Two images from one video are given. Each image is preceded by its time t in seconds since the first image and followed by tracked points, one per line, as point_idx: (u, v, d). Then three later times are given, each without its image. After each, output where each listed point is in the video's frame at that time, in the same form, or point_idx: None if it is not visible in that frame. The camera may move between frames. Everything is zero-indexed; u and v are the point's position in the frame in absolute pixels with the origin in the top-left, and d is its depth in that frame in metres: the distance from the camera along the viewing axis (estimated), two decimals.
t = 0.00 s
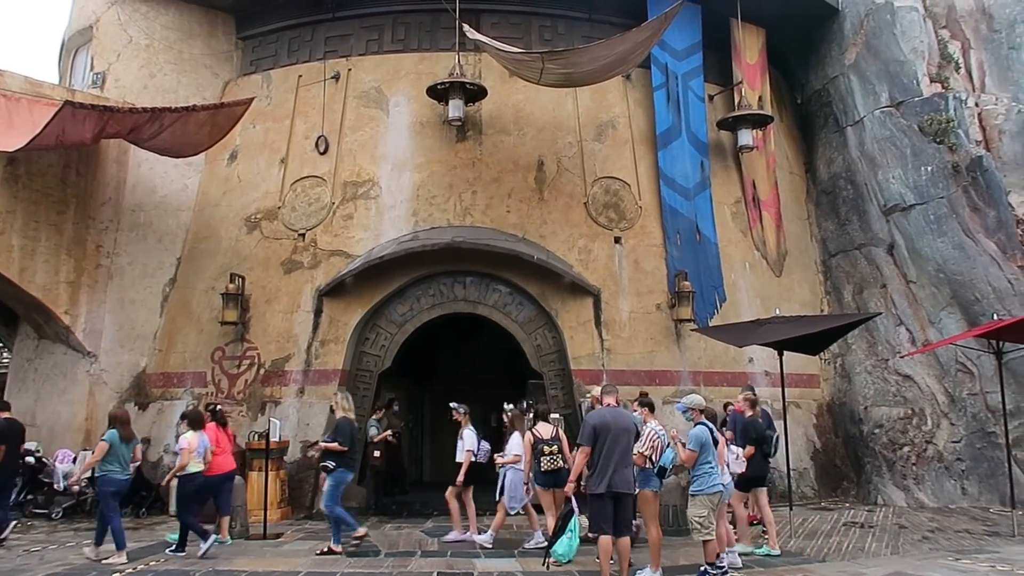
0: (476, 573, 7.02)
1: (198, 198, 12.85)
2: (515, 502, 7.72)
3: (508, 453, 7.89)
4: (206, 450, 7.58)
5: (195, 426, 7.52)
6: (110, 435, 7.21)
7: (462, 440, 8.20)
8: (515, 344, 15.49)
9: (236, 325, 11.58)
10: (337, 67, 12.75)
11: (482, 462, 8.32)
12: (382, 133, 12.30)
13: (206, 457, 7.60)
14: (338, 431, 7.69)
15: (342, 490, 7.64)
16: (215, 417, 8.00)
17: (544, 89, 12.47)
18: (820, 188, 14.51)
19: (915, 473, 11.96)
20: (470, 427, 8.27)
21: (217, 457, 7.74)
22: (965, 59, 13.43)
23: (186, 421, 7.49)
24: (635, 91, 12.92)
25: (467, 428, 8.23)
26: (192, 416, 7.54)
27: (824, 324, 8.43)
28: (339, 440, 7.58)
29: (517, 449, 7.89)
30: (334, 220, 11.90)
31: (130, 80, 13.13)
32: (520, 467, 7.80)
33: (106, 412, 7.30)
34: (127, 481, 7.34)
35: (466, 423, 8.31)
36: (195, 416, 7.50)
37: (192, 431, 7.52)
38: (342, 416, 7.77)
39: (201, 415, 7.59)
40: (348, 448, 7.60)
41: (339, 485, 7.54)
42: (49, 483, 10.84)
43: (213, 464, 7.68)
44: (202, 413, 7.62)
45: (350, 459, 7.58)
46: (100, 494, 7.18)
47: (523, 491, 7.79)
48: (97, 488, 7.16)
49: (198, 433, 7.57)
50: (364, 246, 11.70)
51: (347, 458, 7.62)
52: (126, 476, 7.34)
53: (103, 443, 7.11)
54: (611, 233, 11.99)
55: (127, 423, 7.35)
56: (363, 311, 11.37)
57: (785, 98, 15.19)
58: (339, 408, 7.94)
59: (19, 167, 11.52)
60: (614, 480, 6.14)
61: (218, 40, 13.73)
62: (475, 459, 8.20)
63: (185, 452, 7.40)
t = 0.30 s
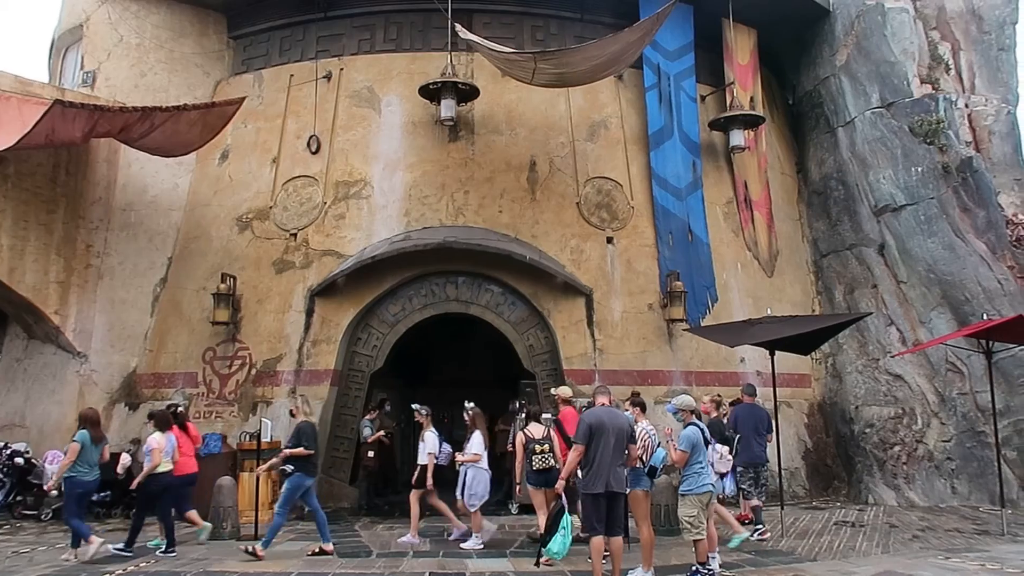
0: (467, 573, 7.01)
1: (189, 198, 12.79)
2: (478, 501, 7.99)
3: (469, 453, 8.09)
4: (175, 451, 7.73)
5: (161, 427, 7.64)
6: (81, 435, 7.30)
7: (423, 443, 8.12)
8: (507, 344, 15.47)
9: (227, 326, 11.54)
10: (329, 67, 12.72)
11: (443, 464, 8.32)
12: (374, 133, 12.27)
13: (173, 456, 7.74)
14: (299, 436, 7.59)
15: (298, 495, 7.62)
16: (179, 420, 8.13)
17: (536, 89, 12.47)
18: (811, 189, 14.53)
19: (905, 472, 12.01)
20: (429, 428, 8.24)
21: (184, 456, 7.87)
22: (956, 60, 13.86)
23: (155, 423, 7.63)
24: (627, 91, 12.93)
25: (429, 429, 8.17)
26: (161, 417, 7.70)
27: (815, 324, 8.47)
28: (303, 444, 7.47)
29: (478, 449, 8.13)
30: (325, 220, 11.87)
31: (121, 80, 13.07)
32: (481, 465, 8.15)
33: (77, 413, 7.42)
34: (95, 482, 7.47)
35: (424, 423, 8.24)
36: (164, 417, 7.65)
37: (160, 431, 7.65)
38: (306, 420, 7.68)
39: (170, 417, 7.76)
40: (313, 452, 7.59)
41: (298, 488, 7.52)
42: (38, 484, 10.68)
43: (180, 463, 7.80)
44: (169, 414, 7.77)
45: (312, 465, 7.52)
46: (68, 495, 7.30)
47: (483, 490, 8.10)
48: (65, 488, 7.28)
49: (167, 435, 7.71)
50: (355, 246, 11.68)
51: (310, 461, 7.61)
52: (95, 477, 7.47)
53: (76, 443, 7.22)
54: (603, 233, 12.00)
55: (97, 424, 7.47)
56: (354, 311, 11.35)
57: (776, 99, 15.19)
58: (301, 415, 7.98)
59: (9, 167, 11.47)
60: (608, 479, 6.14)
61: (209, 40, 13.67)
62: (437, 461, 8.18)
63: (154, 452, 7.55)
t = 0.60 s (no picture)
0: (459, 573, 7.00)
1: (180, 197, 12.73)
2: (447, 501, 7.95)
3: (432, 453, 8.07)
4: (138, 452, 7.76)
5: (124, 428, 7.67)
6: (52, 436, 7.29)
7: (388, 440, 8.20)
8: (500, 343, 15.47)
9: (218, 325, 11.49)
10: (320, 66, 12.69)
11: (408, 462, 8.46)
12: (365, 132, 12.25)
13: (136, 457, 7.79)
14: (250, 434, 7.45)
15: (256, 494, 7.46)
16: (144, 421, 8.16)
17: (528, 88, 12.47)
18: (802, 188, 14.56)
19: (896, 470, 12.06)
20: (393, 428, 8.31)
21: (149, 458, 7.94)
22: (944, 61, 13.91)
23: (119, 423, 7.64)
24: (619, 91, 12.95)
25: (393, 428, 8.23)
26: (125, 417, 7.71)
27: (807, 323, 8.49)
28: (253, 442, 7.33)
29: (441, 450, 8.08)
30: (317, 220, 11.84)
31: (111, 79, 13.01)
32: (443, 467, 8.08)
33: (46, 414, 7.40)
34: (65, 484, 7.42)
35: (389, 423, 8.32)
36: (128, 418, 7.66)
37: (122, 433, 7.68)
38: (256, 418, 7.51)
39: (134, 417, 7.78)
40: (264, 451, 7.41)
41: (252, 487, 7.34)
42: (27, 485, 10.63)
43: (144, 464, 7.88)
44: (134, 415, 7.79)
45: (266, 462, 7.37)
46: (37, 497, 7.23)
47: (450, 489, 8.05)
48: (35, 490, 7.21)
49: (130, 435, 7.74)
50: (347, 245, 11.65)
51: (262, 460, 7.42)
52: (63, 479, 7.40)
53: (48, 444, 7.20)
54: (596, 232, 12.01)
55: (66, 426, 7.47)
56: (346, 311, 11.32)
57: (767, 99, 15.22)
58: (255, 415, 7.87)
59: None
60: (600, 478, 6.15)
61: (200, 39, 13.62)
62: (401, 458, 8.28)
63: (115, 453, 7.56)
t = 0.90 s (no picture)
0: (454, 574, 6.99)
1: (174, 198, 12.70)
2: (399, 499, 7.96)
3: (392, 451, 7.97)
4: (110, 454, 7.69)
5: (97, 429, 7.61)
6: (15, 440, 7.25)
7: (348, 443, 8.18)
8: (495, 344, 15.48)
9: (212, 326, 11.46)
10: (315, 66, 12.67)
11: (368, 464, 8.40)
12: (360, 133, 12.24)
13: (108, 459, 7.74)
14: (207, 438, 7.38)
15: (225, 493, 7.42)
16: (118, 424, 8.19)
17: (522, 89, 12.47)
18: (796, 188, 14.59)
19: (889, 469, 12.10)
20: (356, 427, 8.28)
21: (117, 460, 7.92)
22: (937, 61, 14.02)
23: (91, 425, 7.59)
24: (613, 92, 12.96)
25: (354, 429, 8.21)
26: (97, 418, 7.65)
27: (801, 323, 8.50)
28: (205, 446, 7.27)
29: (401, 447, 8.00)
30: (311, 220, 11.83)
31: (104, 79, 12.97)
32: (403, 464, 8.01)
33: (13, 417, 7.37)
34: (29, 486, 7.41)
35: (350, 422, 8.29)
36: (100, 421, 7.61)
37: (94, 434, 7.60)
38: (210, 421, 7.40)
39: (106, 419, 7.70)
40: (216, 452, 7.32)
41: (217, 490, 7.30)
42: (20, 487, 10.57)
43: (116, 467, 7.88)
44: (106, 417, 7.71)
45: (223, 464, 7.27)
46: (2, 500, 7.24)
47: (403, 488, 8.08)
48: None
49: (104, 437, 7.66)
50: (342, 246, 11.64)
51: (220, 462, 7.33)
52: (27, 481, 7.38)
53: (10, 448, 7.17)
54: (590, 233, 12.02)
55: (32, 428, 7.43)
56: (341, 311, 11.31)
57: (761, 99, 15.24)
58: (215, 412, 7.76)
59: None
60: (594, 478, 6.15)
61: (194, 39, 13.58)
62: (361, 461, 8.25)
63: (86, 455, 7.51)
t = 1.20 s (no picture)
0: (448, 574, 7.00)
1: (167, 198, 12.66)
2: (355, 506, 7.79)
3: (349, 456, 7.86)
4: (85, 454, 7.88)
5: (73, 428, 7.78)
6: None
7: (313, 444, 7.97)
8: (489, 344, 15.47)
9: (205, 327, 11.43)
10: (308, 66, 12.66)
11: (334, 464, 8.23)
12: (353, 133, 12.22)
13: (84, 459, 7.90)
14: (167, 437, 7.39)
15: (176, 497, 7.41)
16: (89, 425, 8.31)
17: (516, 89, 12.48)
18: (789, 188, 14.62)
19: (882, 469, 12.13)
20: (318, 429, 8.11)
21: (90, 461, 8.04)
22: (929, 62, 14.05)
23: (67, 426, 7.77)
24: (607, 92, 12.98)
25: (319, 431, 8.02)
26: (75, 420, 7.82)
27: (795, 323, 8.52)
28: (165, 444, 7.27)
29: (359, 453, 7.87)
30: (305, 221, 11.81)
31: (96, 79, 12.93)
32: (360, 470, 7.90)
33: None
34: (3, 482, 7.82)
35: (313, 424, 8.13)
36: (76, 420, 7.77)
37: (71, 433, 7.79)
38: (172, 419, 7.45)
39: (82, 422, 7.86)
40: (178, 452, 7.35)
41: (168, 491, 7.29)
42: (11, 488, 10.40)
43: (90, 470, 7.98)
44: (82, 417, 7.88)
45: (179, 464, 7.30)
46: None
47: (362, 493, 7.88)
48: None
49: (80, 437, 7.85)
50: (336, 246, 11.63)
51: (178, 463, 7.34)
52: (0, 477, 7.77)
53: None
54: (584, 233, 12.04)
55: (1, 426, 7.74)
56: (335, 311, 11.29)
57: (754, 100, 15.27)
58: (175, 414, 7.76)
59: None
60: (589, 477, 6.16)
61: (187, 39, 13.54)
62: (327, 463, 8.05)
63: (63, 454, 7.70)
